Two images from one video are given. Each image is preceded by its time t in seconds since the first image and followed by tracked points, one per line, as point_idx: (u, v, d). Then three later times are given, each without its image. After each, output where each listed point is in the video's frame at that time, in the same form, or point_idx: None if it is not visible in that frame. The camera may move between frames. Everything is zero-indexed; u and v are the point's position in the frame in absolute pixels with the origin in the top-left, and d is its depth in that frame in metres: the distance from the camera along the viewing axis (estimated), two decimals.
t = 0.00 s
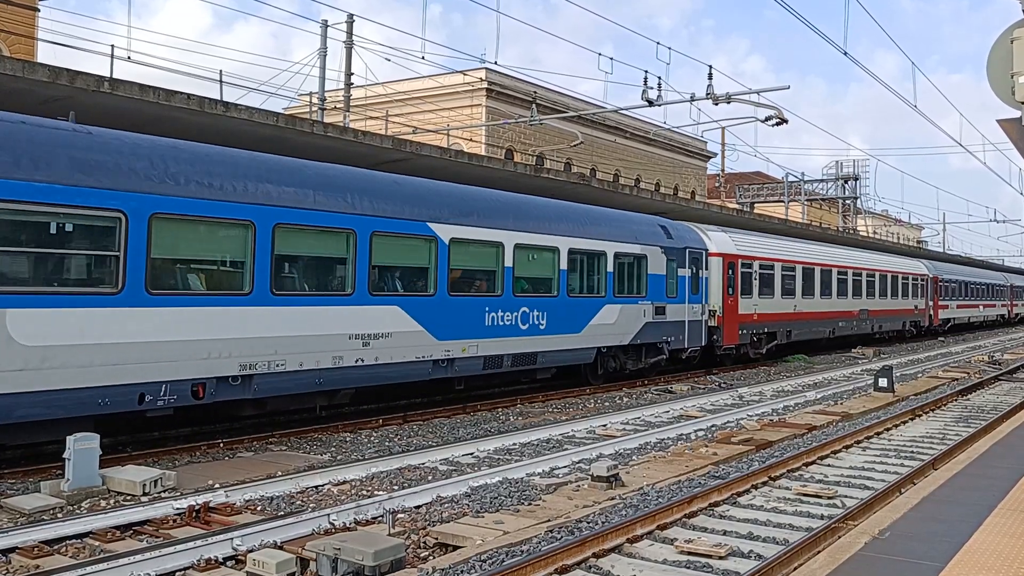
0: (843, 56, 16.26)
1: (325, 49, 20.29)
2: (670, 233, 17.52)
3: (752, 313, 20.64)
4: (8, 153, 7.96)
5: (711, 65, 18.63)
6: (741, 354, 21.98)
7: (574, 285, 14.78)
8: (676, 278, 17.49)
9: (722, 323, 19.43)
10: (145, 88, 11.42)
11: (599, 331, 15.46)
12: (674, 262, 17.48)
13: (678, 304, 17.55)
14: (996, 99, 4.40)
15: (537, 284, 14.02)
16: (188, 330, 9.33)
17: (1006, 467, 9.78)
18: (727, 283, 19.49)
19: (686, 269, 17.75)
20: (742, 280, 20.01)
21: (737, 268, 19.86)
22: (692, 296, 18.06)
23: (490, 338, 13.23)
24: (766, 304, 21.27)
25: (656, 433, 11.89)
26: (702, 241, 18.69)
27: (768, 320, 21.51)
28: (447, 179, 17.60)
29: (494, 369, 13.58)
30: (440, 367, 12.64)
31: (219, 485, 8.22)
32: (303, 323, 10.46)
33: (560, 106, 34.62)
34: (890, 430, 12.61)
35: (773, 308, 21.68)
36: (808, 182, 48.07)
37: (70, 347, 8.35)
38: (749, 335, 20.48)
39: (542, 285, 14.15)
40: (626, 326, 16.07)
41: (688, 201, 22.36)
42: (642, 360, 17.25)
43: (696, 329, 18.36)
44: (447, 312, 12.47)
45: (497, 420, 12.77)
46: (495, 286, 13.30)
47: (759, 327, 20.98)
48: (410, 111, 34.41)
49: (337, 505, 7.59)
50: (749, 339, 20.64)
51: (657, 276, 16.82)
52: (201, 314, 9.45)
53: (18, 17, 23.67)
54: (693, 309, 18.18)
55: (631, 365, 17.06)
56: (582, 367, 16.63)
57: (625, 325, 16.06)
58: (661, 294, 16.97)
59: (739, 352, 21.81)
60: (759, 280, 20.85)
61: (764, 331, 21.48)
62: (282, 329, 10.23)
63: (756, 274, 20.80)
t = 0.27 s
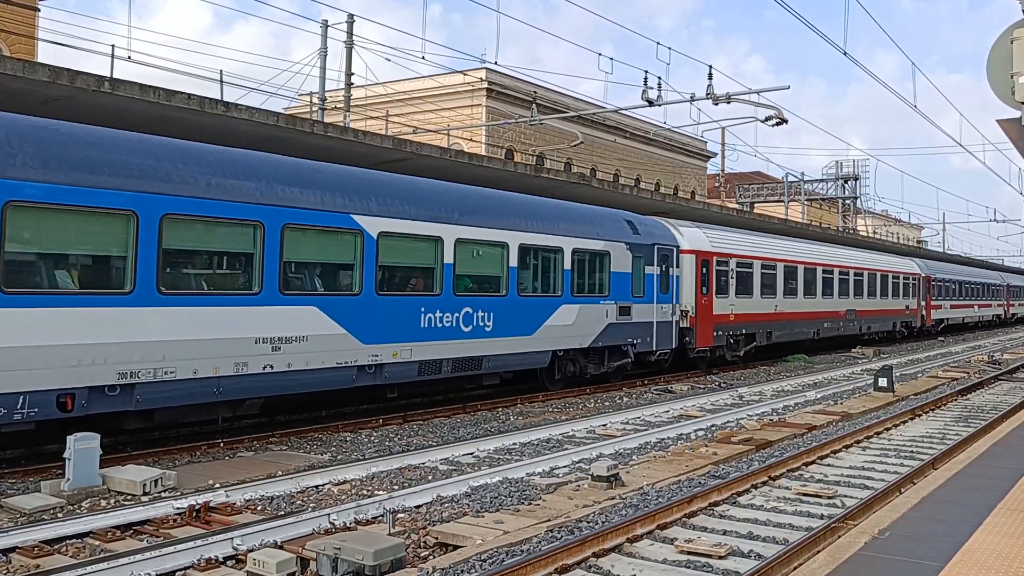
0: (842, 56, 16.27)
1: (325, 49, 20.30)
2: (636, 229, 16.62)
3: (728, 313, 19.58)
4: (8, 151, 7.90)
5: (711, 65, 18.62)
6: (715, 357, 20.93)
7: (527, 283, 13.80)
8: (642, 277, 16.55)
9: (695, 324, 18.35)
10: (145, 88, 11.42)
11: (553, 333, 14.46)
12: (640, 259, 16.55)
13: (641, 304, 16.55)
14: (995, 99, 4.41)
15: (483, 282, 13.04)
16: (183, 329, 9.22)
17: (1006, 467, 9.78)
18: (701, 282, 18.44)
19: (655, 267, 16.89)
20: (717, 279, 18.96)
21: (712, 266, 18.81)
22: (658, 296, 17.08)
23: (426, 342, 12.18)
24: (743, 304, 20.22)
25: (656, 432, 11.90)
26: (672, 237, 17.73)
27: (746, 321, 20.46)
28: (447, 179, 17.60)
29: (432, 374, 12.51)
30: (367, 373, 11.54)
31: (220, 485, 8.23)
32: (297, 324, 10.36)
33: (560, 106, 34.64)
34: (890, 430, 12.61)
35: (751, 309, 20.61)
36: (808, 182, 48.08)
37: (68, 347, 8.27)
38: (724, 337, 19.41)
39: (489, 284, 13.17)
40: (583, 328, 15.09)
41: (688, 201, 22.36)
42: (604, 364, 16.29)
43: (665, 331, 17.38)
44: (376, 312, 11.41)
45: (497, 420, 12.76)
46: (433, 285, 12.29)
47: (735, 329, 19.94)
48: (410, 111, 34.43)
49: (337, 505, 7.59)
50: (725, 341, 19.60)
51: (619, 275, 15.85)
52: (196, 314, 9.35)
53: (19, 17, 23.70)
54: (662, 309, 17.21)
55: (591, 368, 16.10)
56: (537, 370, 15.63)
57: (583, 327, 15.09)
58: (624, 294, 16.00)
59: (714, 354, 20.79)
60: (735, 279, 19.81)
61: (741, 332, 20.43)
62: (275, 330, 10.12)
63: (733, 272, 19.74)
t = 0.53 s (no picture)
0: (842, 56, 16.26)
1: (325, 49, 20.30)
2: (598, 223, 15.57)
3: (702, 314, 18.51)
4: (9, 151, 7.92)
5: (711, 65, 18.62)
6: (688, 360, 19.85)
7: (470, 282, 12.80)
8: (604, 275, 15.50)
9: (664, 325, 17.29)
10: (145, 87, 11.42)
11: (500, 335, 13.41)
12: (602, 255, 15.50)
13: (603, 303, 15.49)
14: (996, 99, 4.41)
15: (418, 280, 12.00)
16: (178, 329, 9.18)
17: (1006, 466, 9.78)
18: (672, 280, 17.31)
19: (618, 264, 15.83)
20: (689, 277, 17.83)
21: (684, 263, 17.68)
22: (622, 296, 16.02)
23: (349, 346, 11.06)
24: (718, 304, 19.12)
25: (657, 432, 11.90)
26: (638, 233, 16.67)
27: (722, 322, 19.38)
28: (447, 178, 17.59)
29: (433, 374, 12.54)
30: (277, 381, 10.38)
31: (220, 485, 8.23)
32: (290, 324, 10.32)
33: (560, 106, 34.64)
34: (890, 430, 12.61)
35: (727, 309, 19.49)
36: (808, 181, 48.07)
37: (67, 346, 8.25)
38: (696, 339, 18.35)
39: (424, 282, 12.10)
40: (536, 330, 14.06)
41: (688, 201, 22.36)
42: (561, 369, 15.25)
43: (630, 333, 16.32)
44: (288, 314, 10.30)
45: (497, 420, 12.76)
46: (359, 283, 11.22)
47: (709, 330, 18.91)
48: (410, 111, 34.43)
49: (337, 504, 7.59)
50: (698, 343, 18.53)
51: (577, 272, 14.81)
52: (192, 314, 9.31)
53: (21, 17, 23.74)
54: (627, 309, 16.18)
55: (547, 374, 15.04)
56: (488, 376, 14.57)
57: (535, 328, 14.07)
58: (583, 292, 14.98)
59: (686, 357, 19.68)
60: (710, 277, 18.69)
61: (717, 333, 19.39)
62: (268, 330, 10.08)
63: (708, 271, 18.61)
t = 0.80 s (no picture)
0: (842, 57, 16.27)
1: (325, 49, 20.30)
2: (554, 216, 14.46)
3: (672, 314, 17.54)
4: (13, 152, 7.93)
5: (711, 65, 18.61)
6: (657, 364, 18.73)
7: (403, 281, 11.69)
8: (561, 272, 14.40)
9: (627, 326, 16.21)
10: (145, 87, 11.42)
11: (439, 338, 12.32)
12: (559, 251, 14.41)
13: (558, 302, 14.39)
14: (995, 99, 4.41)
15: (339, 279, 10.88)
16: (176, 329, 9.20)
17: (1006, 466, 9.78)
18: (637, 279, 16.30)
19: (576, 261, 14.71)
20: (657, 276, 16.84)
21: (652, 261, 16.69)
22: (581, 295, 14.92)
23: (304, 348, 10.47)
24: (690, 304, 18.09)
25: (657, 432, 11.90)
26: (601, 228, 15.58)
27: (694, 323, 18.37)
28: (447, 178, 17.59)
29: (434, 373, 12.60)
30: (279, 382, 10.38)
31: (220, 484, 8.23)
32: (286, 325, 10.28)
33: (560, 106, 34.65)
34: (890, 430, 12.61)
35: (699, 309, 18.45)
36: (808, 181, 48.06)
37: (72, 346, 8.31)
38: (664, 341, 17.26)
39: (346, 281, 11.00)
40: (479, 333, 12.95)
41: (688, 201, 22.36)
42: (510, 374, 14.15)
43: (589, 335, 15.26)
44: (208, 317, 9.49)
45: (497, 420, 12.76)
46: (266, 281, 10.09)
47: (679, 331, 17.84)
48: (410, 111, 34.44)
49: (336, 504, 7.59)
50: (667, 346, 17.51)
51: (528, 270, 13.71)
52: (187, 314, 9.29)
53: (21, 17, 23.76)
54: (587, 310, 15.11)
55: (493, 380, 13.97)
56: (428, 380, 13.40)
57: (481, 329, 12.99)
58: (536, 291, 13.89)
59: (655, 362, 18.56)
60: (681, 275, 17.69)
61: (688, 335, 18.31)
62: (262, 331, 10.03)
63: (679, 269, 17.63)
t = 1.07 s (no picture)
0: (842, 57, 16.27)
1: (325, 48, 20.30)
2: (500, 209, 13.37)
3: (637, 316, 16.45)
4: (15, 151, 7.93)
5: (711, 65, 18.60)
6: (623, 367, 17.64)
7: (318, 278, 10.61)
8: (509, 270, 13.39)
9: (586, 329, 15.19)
10: (145, 87, 11.42)
11: (360, 342, 11.20)
12: (507, 247, 13.37)
13: (503, 302, 13.33)
14: (995, 98, 4.41)
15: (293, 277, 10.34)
16: (177, 330, 9.22)
17: (1006, 466, 9.77)
18: (597, 277, 15.28)
19: (526, 258, 13.67)
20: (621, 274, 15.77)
21: (614, 258, 15.61)
22: (531, 294, 13.89)
23: (305, 349, 10.47)
24: (658, 304, 16.98)
25: (657, 432, 11.91)
26: (556, 222, 14.57)
27: (663, 324, 17.30)
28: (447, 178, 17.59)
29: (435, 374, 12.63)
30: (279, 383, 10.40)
31: (219, 484, 8.22)
32: (287, 323, 10.25)
33: (560, 106, 34.66)
34: (891, 430, 12.61)
35: (668, 310, 17.38)
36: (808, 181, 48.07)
37: (74, 346, 8.39)
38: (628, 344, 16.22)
39: (254, 279, 9.97)
40: (411, 337, 11.87)
41: (689, 200, 22.37)
42: (450, 381, 13.08)
43: (542, 337, 14.24)
44: (179, 316, 9.21)
45: (497, 420, 12.76)
46: (228, 279, 9.69)
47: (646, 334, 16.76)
48: (410, 110, 34.44)
49: (336, 504, 7.59)
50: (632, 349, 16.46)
51: (468, 267, 12.67)
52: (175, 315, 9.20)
53: (21, 17, 23.76)
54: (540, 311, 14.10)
55: (429, 387, 12.84)
56: (354, 386, 12.14)
57: (415, 332, 11.93)
58: (480, 291, 12.88)
59: (620, 366, 17.59)
60: (648, 274, 16.62)
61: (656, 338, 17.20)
62: (261, 329, 10.00)
63: (645, 267, 16.55)
